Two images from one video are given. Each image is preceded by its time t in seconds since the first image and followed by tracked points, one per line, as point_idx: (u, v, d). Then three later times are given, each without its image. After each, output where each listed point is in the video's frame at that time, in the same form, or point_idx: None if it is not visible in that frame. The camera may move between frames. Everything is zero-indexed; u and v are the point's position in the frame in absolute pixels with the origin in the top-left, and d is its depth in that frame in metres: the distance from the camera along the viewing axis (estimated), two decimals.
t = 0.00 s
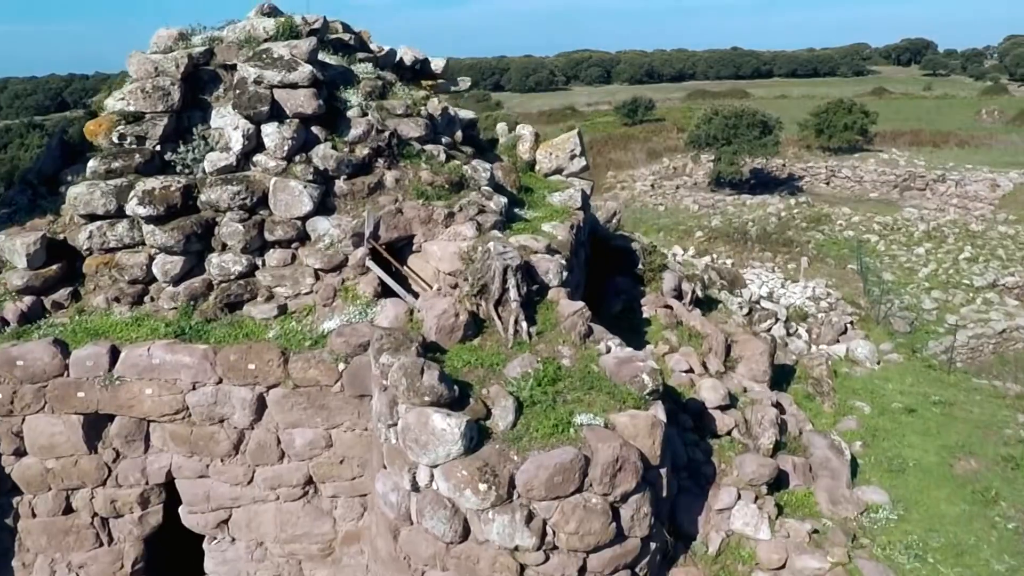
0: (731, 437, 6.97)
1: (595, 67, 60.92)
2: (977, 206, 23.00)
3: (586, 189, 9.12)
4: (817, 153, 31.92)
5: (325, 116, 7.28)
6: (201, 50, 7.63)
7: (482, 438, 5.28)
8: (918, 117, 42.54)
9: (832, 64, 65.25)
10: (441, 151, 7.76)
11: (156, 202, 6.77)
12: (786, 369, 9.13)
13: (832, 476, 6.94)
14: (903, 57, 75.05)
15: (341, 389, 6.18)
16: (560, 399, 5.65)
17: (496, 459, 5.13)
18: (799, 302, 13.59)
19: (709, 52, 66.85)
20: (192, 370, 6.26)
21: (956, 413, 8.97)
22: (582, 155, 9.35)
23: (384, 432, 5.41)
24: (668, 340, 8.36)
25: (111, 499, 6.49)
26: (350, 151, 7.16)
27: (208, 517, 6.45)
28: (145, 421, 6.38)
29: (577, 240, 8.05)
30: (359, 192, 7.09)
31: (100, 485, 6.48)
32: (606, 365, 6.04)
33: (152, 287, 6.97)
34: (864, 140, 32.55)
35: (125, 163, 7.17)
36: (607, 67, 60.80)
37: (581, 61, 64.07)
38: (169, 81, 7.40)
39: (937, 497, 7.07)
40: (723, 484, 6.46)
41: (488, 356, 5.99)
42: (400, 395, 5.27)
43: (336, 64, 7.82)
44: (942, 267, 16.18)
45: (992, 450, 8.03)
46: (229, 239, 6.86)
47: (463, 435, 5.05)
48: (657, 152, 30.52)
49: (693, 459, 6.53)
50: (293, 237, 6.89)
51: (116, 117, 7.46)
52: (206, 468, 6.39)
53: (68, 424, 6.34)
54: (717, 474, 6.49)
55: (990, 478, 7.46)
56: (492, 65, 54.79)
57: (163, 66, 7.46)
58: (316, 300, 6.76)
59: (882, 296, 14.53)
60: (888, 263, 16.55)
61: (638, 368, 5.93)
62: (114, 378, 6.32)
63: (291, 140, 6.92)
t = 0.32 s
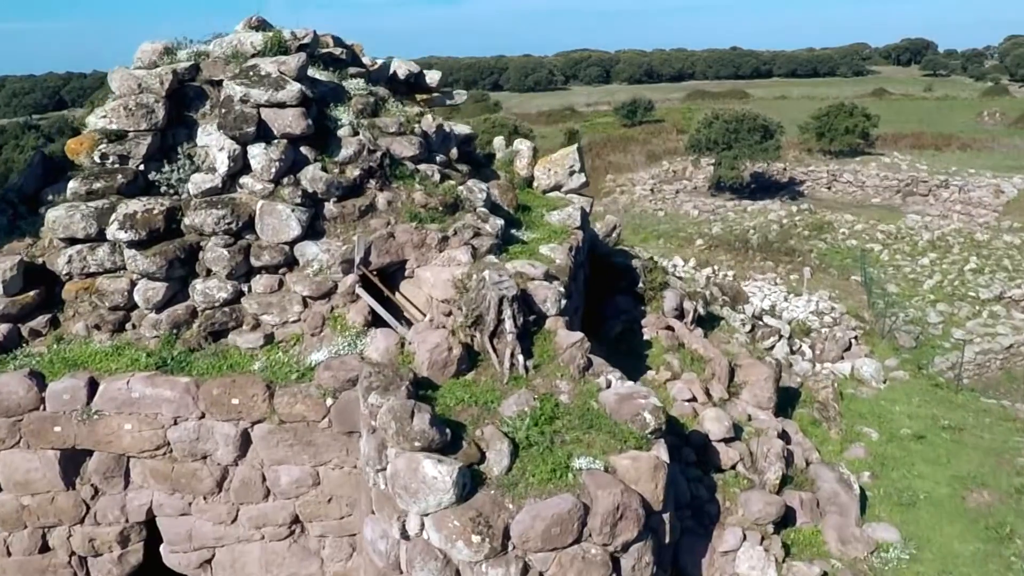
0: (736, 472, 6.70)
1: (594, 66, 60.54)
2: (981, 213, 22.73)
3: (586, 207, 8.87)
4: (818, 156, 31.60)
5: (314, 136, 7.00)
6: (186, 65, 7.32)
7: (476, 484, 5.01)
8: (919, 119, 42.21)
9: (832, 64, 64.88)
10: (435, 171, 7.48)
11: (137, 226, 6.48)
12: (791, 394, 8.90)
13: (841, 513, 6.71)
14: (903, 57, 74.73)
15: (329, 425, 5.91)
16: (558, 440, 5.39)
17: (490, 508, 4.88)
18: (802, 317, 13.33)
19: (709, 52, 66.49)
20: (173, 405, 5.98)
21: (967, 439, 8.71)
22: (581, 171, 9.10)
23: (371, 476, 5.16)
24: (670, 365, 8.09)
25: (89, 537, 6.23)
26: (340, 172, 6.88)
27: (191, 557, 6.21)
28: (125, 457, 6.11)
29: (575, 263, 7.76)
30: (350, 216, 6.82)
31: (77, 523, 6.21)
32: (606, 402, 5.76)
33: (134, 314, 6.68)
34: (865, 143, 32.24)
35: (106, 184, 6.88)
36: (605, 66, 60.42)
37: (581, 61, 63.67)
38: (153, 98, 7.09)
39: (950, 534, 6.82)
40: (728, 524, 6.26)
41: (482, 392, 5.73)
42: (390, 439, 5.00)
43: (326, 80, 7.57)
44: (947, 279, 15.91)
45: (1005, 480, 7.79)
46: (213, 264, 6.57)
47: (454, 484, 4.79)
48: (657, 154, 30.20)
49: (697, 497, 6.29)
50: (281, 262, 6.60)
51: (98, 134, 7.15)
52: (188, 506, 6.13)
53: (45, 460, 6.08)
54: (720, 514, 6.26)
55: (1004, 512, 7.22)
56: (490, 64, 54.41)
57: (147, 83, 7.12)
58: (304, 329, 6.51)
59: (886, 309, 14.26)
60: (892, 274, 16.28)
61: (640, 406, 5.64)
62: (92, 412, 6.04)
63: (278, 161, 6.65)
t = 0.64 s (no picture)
0: (744, 511, 6.48)
1: (594, 66, 60.13)
2: (988, 222, 22.45)
3: (587, 226, 8.63)
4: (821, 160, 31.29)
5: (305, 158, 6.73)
6: (173, 83, 7.08)
7: (472, 537, 4.77)
8: (923, 122, 41.89)
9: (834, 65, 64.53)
10: (432, 193, 7.20)
11: (119, 254, 6.20)
12: (798, 419, 8.68)
13: (854, 554, 6.53)
14: (905, 59, 74.36)
15: (318, 466, 5.63)
16: (559, 487, 5.13)
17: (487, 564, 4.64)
18: (807, 333, 13.06)
19: (710, 53, 66.13)
20: (156, 444, 5.70)
21: (981, 468, 8.46)
22: (582, 190, 8.87)
23: (362, 528, 4.95)
24: (674, 393, 7.81)
25: None
26: (331, 196, 6.62)
27: None
28: (105, 497, 5.83)
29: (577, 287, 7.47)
30: (342, 242, 6.55)
31: (55, 566, 5.92)
32: (608, 443, 5.48)
33: (116, 345, 6.38)
34: (868, 148, 31.96)
35: (88, 208, 6.60)
36: (606, 67, 60.06)
37: (581, 61, 63.30)
38: (138, 118, 6.85)
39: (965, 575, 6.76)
40: (736, 568, 6.08)
41: (479, 434, 5.45)
42: (381, 490, 4.79)
43: (318, 98, 7.31)
44: (955, 292, 15.64)
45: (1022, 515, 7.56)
46: (199, 294, 6.28)
47: (449, 539, 4.54)
48: (658, 158, 29.87)
49: (704, 539, 6.10)
50: (270, 291, 6.32)
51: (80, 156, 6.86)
52: (171, 549, 5.86)
53: (21, 500, 5.79)
54: (728, 558, 6.10)
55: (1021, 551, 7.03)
56: (490, 65, 54.01)
57: (131, 102, 6.89)
58: (294, 361, 6.19)
59: (893, 324, 13.98)
60: (899, 287, 16.01)
61: (646, 449, 5.37)
62: (70, 451, 5.76)
63: (267, 186, 6.37)
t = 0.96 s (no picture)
0: (755, 553, 6.29)
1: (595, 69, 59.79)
2: (995, 232, 22.16)
3: (591, 248, 8.34)
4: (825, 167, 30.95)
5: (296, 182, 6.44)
6: (160, 103, 6.84)
7: None
8: (927, 127, 41.54)
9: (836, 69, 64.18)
10: (430, 218, 6.90)
11: (101, 284, 5.92)
12: (808, 448, 8.40)
13: None
14: (908, 62, 74.04)
15: (309, 511, 5.33)
16: (562, 539, 4.90)
17: None
18: (815, 350, 12.77)
19: (712, 56, 65.78)
20: (137, 487, 5.42)
21: (999, 499, 8.16)
22: (587, 210, 8.55)
23: None
24: (681, 423, 7.51)
25: None
26: (325, 223, 6.33)
27: None
28: (84, 542, 5.55)
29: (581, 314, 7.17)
30: (335, 270, 6.26)
31: None
32: (615, 490, 5.19)
33: (99, 378, 6.06)
34: (872, 155, 31.65)
35: (70, 234, 6.30)
36: (607, 69, 59.70)
37: (581, 63, 62.90)
38: (123, 139, 6.55)
39: None
40: None
41: (478, 481, 5.20)
42: (373, 547, 4.66)
43: (311, 118, 7.03)
44: (964, 307, 15.35)
45: None
46: (185, 325, 5.98)
47: None
48: (660, 164, 29.53)
49: None
50: (259, 322, 6.02)
51: (63, 178, 6.53)
52: None
53: None
54: None
55: None
56: (491, 67, 53.71)
57: (115, 122, 6.58)
58: (284, 397, 5.89)
59: (902, 340, 13.67)
60: (906, 301, 15.71)
61: (654, 498, 5.08)
62: (47, 494, 5.48)
63: (256, 213, 6.09)
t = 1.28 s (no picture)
0: None
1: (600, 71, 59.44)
2: (1006, 242, 21.80)
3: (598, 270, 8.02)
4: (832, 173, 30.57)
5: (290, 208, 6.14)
6: (149, 125, 6.48)
7: None
8: (934, 132, 41.11)
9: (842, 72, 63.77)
10: (430, 243, 6.58)
11: (84, 317, 5.64)
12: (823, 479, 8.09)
13: None
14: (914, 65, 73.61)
15: (301, 562, 5.10)
16: None
17: None
18: (826, 369, 12.46)
19: (717, 58, 65.38)
20: (119, 536, 5.22)
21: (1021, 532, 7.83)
22: (593, 231, 8.24)
23: None
24: (692, 456, 7.20)
25: None
26: (320, 251, 6.04)
27: None
28: None
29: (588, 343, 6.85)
30: (331, 301, 5.96)
31: None
32: (625, 542, 4.90)
33: (82, 414, 5.78)
34: (880, 161, 31.29)
35: (54, 262, 6.02)
36: (612, 72, 59.35)
37: (585, 65, 62.58)
38: (109, 162, 6.22)
39: None
40: None
41: (479, 533, 4.96)
42: None
43: (308, 141, 6.75)
44: (977, 322, 15.01)
45: None
46: (172, 360, 5.68)
47: None
48: (666, 169, 29.17)
49: None
50: (251, 357, 5.72)
51: (47, 203, 6.23)
52: None
53: None
54: None
55: None
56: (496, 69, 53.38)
57: (102, 144, 6.27)
58: (276, 437, 5.59)
59: (915, 357, 13.34)
60: (918, 315, 15.38)
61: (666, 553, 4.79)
62: (24, 543, 5.29)
63: (248, 243, 5.79)
